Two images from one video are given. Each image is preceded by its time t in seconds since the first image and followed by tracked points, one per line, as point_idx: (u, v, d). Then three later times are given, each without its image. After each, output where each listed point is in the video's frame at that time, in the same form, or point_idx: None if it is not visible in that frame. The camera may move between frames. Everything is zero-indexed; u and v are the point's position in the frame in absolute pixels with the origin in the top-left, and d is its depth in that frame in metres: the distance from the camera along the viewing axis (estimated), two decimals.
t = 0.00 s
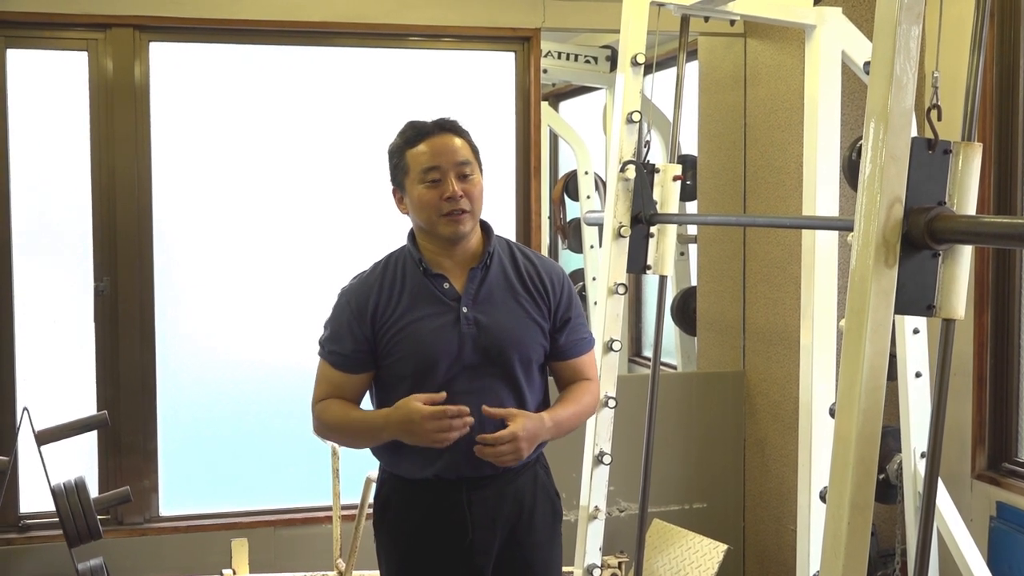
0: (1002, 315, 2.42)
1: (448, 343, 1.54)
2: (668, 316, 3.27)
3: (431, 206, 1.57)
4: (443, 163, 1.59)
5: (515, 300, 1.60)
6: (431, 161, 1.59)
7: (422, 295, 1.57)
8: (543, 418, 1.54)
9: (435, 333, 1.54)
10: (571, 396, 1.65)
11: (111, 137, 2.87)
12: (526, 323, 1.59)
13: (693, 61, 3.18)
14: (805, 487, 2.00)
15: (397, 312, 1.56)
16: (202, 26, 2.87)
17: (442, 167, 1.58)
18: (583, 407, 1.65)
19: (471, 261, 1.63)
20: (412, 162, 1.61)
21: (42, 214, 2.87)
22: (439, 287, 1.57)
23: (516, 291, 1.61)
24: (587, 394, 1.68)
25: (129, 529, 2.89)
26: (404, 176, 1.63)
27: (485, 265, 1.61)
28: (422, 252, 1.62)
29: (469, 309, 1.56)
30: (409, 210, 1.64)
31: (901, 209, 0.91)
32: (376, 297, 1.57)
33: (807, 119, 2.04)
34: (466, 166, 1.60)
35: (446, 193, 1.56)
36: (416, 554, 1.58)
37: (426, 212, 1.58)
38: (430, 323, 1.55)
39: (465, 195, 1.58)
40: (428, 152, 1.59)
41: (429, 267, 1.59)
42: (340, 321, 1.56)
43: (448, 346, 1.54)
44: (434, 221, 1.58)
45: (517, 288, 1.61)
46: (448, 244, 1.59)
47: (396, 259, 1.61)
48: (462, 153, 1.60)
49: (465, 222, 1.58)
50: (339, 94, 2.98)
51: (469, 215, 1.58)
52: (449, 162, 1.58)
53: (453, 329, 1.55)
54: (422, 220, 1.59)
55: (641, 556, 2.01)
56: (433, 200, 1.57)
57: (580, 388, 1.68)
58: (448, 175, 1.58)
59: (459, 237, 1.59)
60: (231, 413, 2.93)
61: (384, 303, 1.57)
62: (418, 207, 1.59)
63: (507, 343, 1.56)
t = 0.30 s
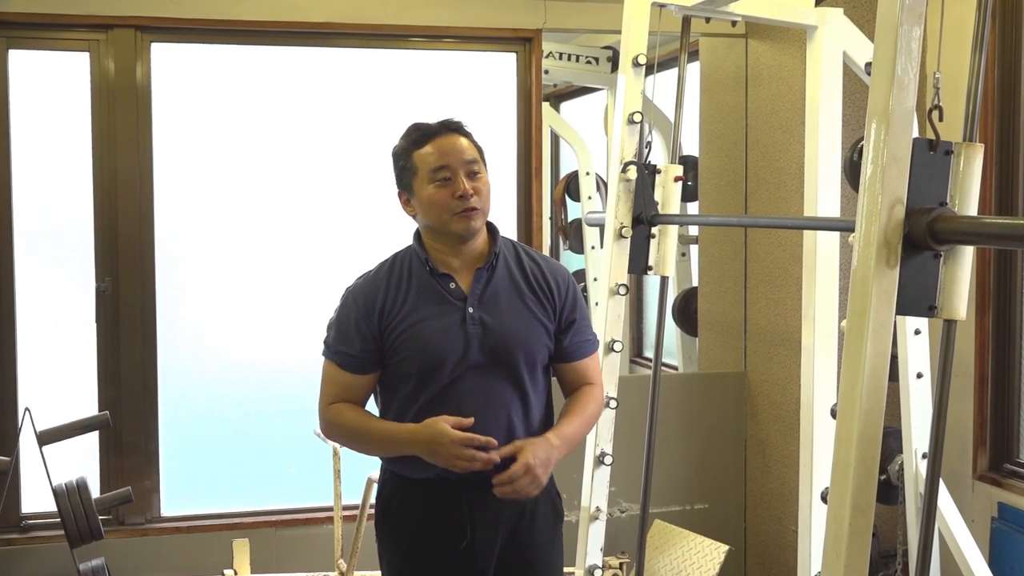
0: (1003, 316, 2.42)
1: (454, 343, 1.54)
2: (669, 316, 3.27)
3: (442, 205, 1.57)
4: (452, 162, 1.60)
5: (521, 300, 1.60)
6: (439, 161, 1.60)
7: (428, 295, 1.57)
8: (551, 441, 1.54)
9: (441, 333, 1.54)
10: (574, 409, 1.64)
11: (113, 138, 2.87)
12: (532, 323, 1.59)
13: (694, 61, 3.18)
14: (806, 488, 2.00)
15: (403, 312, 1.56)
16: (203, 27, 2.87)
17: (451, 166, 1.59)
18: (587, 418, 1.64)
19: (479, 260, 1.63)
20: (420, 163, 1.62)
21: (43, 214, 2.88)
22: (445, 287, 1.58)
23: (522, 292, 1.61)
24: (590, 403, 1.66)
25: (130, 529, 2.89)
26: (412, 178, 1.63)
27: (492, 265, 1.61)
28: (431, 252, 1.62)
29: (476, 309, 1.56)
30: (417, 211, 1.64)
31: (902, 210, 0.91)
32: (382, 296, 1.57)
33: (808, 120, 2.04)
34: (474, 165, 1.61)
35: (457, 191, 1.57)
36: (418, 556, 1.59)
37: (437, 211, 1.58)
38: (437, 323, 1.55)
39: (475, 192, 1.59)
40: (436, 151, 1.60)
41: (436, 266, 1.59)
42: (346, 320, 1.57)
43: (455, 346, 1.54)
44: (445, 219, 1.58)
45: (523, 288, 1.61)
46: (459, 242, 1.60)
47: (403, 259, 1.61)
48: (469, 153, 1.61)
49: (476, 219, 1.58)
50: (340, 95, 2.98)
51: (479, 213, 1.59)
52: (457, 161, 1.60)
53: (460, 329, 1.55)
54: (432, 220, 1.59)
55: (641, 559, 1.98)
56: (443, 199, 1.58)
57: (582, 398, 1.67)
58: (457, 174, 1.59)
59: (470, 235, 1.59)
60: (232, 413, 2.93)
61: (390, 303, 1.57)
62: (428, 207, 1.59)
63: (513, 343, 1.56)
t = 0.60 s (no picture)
0: (1004, 316, 2.42)
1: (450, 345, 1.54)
2: (669, 317, 3.27)
3: (429, 214, 1.57)
4: (435, 170, 1.58)
5: (514, 300, 1.60)
6: (422, 169, 1.58)
7: (421, 299, 1.57)
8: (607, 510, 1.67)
9: (436, 336, 1.54)
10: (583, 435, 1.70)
11: (114, 139, 2.87)
12: (526, 322, 1.59)
13: (694, 62, 3.18)
14: (806, 488, 2.00)
15: (398, 316, 1.56)
16: (203, 28, 2.87)
17: (434, 173, 1.58)
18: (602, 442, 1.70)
19: (470, 262, 1.63)
20: (403, 171, 1.60)
21: (43, 215, 2.88)
22: (438, 290, 1.58)
23: (515, 291, 1.61)
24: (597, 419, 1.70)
25: (130, 530, 2.89)
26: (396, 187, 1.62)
27: (483, 266, 1.61)
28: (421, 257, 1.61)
29: (470, 310, 1.56)
30: (404, 220, 1.63)
31: (902, 210, 0.91)
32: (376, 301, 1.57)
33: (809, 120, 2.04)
34: (457, 170, 1.60)
35: (443, 200, 1.56)
36: (418, 555, 1.59)
37: (424, 220, 1.58)
38: (431, 325, 1.55)
39: (461, 198, 1.58)
40: (419, 159, 1.59)
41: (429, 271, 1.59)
42: (342, 328, 1.57)
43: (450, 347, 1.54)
44: (433, 228, 1.57)
45: (516, 287, 1.61)
46: (449, 248, 1.59)
47: (394, 266, 1.61)
48: (451, 158, 1.60)
49: (464, 225, 1.58)
50: (340, 96, 2.98)
51: (467, 218, 1.59)
52: (441, 169, 1.58)
53: (454, 331, 1.55)
54: (421, 228, 1.59)
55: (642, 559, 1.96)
56: (429, 208, 1.57)
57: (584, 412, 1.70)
58: (442, 181, 1.57)
59: (460, 241, 1.59)
60: (232, 414, 2.93)
61: (384, 307, 1.56)
62: (415, 217, 1.59)
63: (508, 343, 1.56)
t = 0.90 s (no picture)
0: (1004, 316, 2.42)
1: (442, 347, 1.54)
2: (669, 317, 3.27)
3: (397, 212, 1.57)
4: (400, 168, 1.59)
5: (501, 298, 1.61)
6: (389, 168, 1.59)
7: (409, 302, 1.56)
8: (601, 507, 1.76)
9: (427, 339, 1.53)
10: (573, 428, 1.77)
11: (115, 139, 2.87)
12: (514, 320, 1.60)
13: (695, 62, 3.18)
14: (807, 488, 2.00)
15: (386, 321, 1.54)
16: (204, 28, 2.88)
17: (399, 173, 1.59)
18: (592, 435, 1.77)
19: (449, 261, 1.63)
20: (371, 173, 1.61)
21: (44, 216, 2.88)
22: (423, 292, 1.57)
23: (500, 289, 1.62)
24: (586, 410, 1.76)
25: (131, 530, 2.89)
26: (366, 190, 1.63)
27: (464, 265, 1.61)
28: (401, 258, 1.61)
29: (458, 311, 1.56)
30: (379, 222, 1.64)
31: (902, 211, 0.91)
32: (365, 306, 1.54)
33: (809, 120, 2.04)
34: (424, 168, 1.60)
35: (408, 198, 1.56)
36: (416, 556, 1.58)
37: (393, 220, 1.58)
38: (422, 328, 1.54)
39: (427, 196, 1.58)
40: (385, 160, 1.60)
41: (413, 272, 1.58)
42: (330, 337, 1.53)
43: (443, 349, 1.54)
44: (402, 225, 1.58)
45: (501, 285, 1.62)
46: (422, 246, 1.59)
47: (376, 271, 1.59)
48: (418, 157, 1.61)
49: (434, 221, 1.58)
50: (340, 96, 2.98)
51: (436, 215, 1.59)
52: (406, 168, 1.59)
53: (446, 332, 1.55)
54: (392, 228, 1.59)
55: (642, 559, 1.95)
56: (396, 207, 1.57)
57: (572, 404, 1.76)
58: (406, 179, 1.58)
59: (431, 239, 1.58)
60: (233, 414, 2.93)
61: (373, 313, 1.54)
62: (385, 217, 1.59)
63: (498, 341, 1.57)
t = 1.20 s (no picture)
0: (1005, 316, 2.42)
1: (442, 343, 1.53)
2: (670, 317, 3.28)
3: (396, 198, 1.57)
4: (396, 158, 1.61)
5: (492, 293, 1.62)
6: (384, 158, 1.61)
7: (404, 300, 1.54)
8: (591, 488, 1.70)
9: (426, 337, 1.52)
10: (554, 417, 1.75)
11: (116, 138, 2.87)
12: (507, 313, 1.61)
13: (697, 62, 3.18)
14: (807, 488, 2.00)
15: (382, 321, 1.51)
16: (205, 27, 2.88)
17: (396, 161, 1.60)
18: (577, 420, 1.74)
19: (440, 255, 1.63)
20: (365, 165, 1.62)
21: (44, 216, 2.88)
22: (417, 289, 1.55)
23: (490, 283, 1.63)
24: (569, 399, 1.75)
25: (132, 530, 2.89)
26: (359, 182, 1.62)
27: (455, 259, 1.62)
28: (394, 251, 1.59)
29: (454, 307, 1.56)
30: (370, 215, 1.62)
31: (904, 211, 0.91)
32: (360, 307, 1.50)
33: (810, 120, 2.04)
34: (418, 159, 1.63)
35: (408, 183, 1.57)
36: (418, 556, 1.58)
37: (390, 208, 1.58)
38: (421, 327, 1.52)
39: (425, 182, 1.59)
40: (380, 150, 1.62)
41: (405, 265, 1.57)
42: (325, 342, 1.48)
43: (442, 345, 1.53)
44: (400, 212, 1.57)
45: (490, 279, 1.64)
46: (419, 234, 1.59)
47: (366, 269, 1.56)
48: (412, 149, 1.63)
49: (432, 207, 1.59)
50: (341, 95, 2.98)
51: (433, 202, 1.60)
52: (402, 157, 1.61)
53: (444, 329, 1.54)
54: (389, 216, 1.58)
55: (642, 560, 1.95)
56: (395, 193, 1.57)
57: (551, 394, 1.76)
58: (404, 167, 1.60)
59: (429, 225, 1.58)
60: (234, 413, 2.94)
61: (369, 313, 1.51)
62: (382, 205, 1.58)
63: (495, 335, 1.58)
